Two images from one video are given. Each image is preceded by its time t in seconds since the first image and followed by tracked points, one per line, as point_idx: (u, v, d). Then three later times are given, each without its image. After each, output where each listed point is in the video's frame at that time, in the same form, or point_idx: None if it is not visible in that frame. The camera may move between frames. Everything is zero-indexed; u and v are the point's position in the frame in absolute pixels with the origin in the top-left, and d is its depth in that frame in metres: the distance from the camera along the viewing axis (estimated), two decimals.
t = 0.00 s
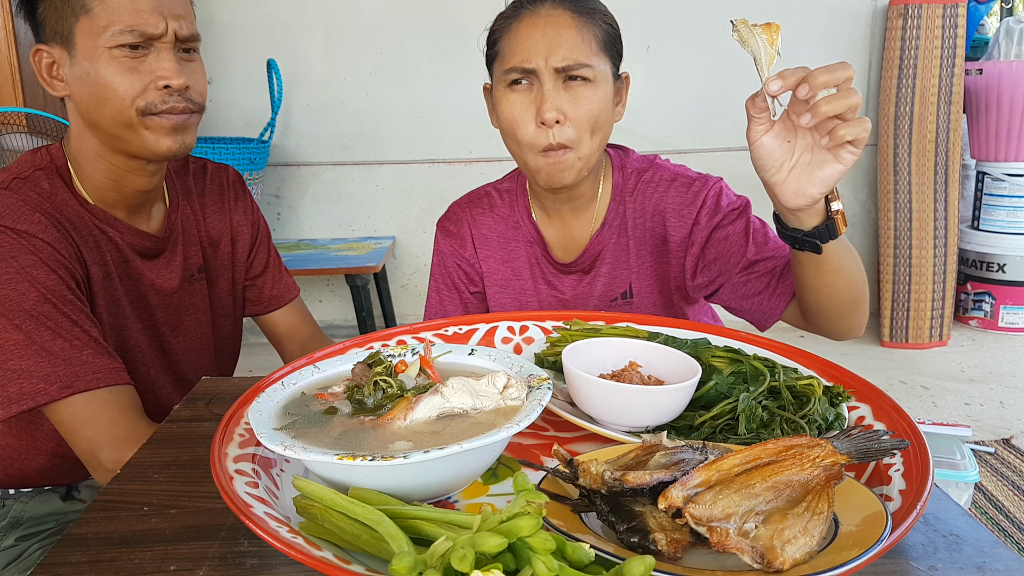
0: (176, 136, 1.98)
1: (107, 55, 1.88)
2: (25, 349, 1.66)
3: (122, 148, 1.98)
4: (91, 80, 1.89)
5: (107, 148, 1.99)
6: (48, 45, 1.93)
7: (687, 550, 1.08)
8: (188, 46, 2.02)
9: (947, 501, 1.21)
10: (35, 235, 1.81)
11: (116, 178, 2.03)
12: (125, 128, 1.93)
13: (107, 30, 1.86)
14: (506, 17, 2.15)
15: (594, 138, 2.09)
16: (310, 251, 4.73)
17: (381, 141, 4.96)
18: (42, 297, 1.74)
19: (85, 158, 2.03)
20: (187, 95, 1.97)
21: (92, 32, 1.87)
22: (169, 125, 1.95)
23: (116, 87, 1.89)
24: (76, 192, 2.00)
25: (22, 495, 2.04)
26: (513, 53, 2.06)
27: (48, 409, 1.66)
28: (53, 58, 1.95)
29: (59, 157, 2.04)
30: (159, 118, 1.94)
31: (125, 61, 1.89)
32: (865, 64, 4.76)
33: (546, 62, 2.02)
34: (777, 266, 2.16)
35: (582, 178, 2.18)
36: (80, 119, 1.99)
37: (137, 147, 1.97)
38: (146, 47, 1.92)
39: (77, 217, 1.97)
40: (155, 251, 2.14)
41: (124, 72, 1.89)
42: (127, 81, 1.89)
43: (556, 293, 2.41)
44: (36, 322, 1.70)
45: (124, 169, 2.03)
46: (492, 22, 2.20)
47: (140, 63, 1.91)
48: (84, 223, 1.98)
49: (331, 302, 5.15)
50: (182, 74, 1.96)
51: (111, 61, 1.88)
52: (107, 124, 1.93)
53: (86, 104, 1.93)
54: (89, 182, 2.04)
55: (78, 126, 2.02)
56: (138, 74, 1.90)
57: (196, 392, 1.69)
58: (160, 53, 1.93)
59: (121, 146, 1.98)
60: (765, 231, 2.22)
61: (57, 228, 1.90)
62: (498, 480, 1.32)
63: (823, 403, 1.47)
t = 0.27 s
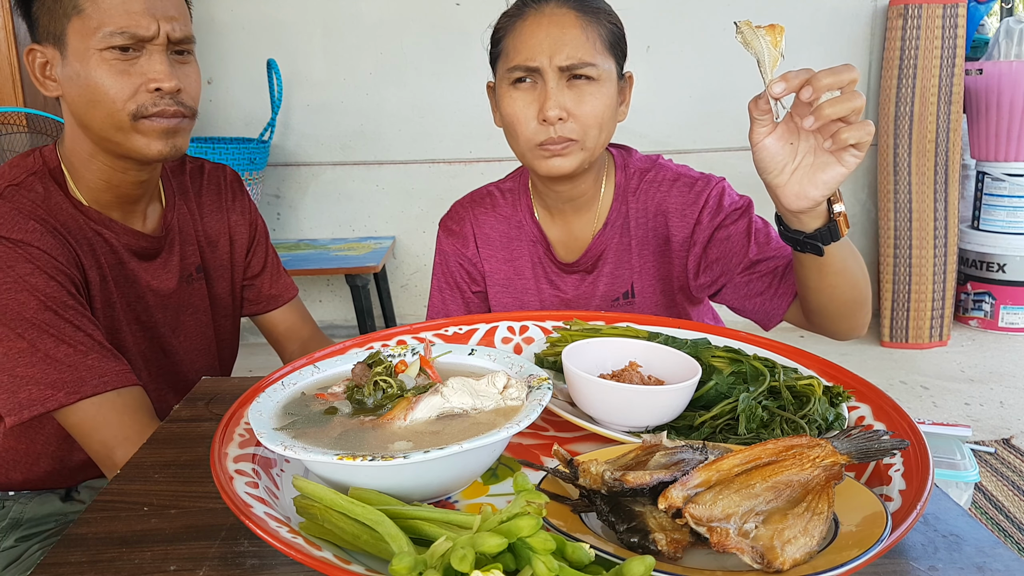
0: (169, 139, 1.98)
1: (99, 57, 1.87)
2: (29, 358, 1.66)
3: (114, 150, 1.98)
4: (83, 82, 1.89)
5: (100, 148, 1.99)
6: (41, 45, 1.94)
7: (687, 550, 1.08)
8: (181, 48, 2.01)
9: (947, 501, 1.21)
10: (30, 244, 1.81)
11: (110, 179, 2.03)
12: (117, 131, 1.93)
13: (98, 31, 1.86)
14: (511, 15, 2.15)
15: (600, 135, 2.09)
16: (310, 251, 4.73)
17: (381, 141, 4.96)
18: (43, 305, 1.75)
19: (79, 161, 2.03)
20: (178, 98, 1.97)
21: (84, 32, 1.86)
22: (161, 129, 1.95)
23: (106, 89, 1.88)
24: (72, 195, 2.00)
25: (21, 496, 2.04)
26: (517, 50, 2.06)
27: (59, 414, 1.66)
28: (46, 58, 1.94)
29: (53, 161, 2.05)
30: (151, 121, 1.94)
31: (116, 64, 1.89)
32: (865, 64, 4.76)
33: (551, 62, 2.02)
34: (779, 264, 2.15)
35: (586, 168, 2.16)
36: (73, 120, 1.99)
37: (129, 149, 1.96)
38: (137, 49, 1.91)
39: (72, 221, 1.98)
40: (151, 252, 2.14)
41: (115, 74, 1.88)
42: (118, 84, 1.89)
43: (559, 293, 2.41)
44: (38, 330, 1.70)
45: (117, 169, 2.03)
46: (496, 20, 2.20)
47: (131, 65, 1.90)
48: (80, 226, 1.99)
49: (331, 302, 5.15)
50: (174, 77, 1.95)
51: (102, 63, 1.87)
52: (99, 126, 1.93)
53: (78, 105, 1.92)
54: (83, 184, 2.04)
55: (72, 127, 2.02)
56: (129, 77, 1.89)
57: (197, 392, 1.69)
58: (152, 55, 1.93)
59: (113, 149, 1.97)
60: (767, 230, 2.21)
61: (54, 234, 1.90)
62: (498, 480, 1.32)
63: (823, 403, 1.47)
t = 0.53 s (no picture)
0: (160, 139, 1.98)
1: (89, 57, 1.87)
2: (22, 351, 1.66)
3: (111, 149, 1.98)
4: (74, 82, 1.88)
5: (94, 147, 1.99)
6: (34, 44, 1.94)
7: (687, 550, 1.08)
8: (173, 47, 2.00)
9: (947, 501, 1.21)
10: (27, 238, 1.81)
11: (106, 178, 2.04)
12: (109, 132, 1.94)
13: (88, 31, 1.85)
14: (515, 14, 2.15)
15: (601, 139, 2.09)
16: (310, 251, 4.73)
17: (381, 141, 4.96)
18: (38, 299, 1.74)
19: (75, 160, 2.03)
20: (170, 98, 1.96)
21: (74, 32, 1.86)
22: (154, 129, 1.95)
23: (98, 89, 1.88)
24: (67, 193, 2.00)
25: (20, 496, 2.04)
26: (523, 50, 2.06)
27: (48, 410, 1.65)
28: (38, 56, 1.95)
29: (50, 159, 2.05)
30: (144, 122, 1.94)
31: (107, 64, 1.88)
32: (865, 64, 4.76)
33: (557, 61, 2.02)
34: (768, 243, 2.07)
35: (587, 176, 2.17)
36: (67, 120, 1.99)
37: (125, 148, 1.97)
38: (128, 49, 1.90)
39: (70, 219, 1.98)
40: (147, 251, 2.14)
41: (104, 75, 1.88)
42: (109, 84, 1.88)
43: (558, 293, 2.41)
44: (33, 324, 1.70)
45: (111, 168, 2.02)
46: (500, 20, 2.20)
47: (122, 65, 1.90)
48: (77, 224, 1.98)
49: (331, 302, 5.15)
50: (165, 76, 1.94)
51: (94, 63, 1.87)
52: (91, 127, 1.94)
53: (70, 104, 1.92)
54: (80, 183, 2.05)
55: (66, 126, 2.03)
56: (119, 77, 1.89)
57: (197, 392, 1.69)
58: (143, 54, 1.92)
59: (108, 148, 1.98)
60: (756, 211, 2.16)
61: (50, 231, 1.90)
62: (498, 480, 1.32)
63: (823, 403, 1.47)
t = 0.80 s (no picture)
0: (162, 144, 1.99)
1: (95, 58, 1.87)
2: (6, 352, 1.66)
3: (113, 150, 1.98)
4: (78, 83, 1.89)
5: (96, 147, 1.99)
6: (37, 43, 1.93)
7: (687, 550, 1.08)
8: (177, 49, 2.01)
9: (947, 501, 1.21)
10: (25, 239, 1.82)
11: (108, 179, 2.04)
12: (113, 135, 1.94)
13: (94, 32, 1.86)
14: (522, 10, 2.15)
15: (612, 135, 2.09)
16: (310, 251, 4.73)
17: (381, 141, 4.96)
18: (26, 301, 1.74)
19: (77, 160, 2.04)
20: (173, 100, 1.97)
21: (79, 32, 1.86)
22: (157, 134, 1.96)
23: (103, 90, 1.89)
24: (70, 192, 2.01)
25: (20, 494, 2.04)
26: (533, 43, 2.06)
27: (27, 412, 1.66)
28: (41, 54, 1.95)
29: (52, 159, 2.05)
30: (148, 125, 1.95)
31: (112, 66, 1.89)
32: (865, 64, 4.76)
33: (570, 54, 2.02)
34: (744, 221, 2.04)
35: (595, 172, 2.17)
36: (71, 120, 1.99)
37: (129, 150, 1.97)
38: (133, 51, 1.91)
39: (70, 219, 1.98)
40: (147, 251, 2.14)
41: (109, 77, 1.88)
42: (114, 86, 1.89)
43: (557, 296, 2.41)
44: (19, 326, 1.70)
45: (112, 169, 2.03)
46: (506, 16, 2.20)
47: (127, 67, 1.90)
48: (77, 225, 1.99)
49: (331, 302, 5.15)
50: (169, 78, 1.95)
51: (99, 64, 1.88)
52: (95, 128, 1.94)
53: (73, 105, 1.93)
54: (81, 183, 2.05)
55: (69, 126, 2.03)
56: (124, 80, 1.90)
57: (197, 392, 1.69)
58: (147, 56, 1.93)
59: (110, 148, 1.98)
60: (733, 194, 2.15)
61: (47, 229, 1.90)
62: (497, 480, 1.32)
63: (823, 403, 1.47)
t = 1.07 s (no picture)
0: (176, 163, 2.04)
1: (130, 71, 1.89)
2: None
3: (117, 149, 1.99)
4: (109, 92, 1.90)
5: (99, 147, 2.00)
6: (67, 39, 1.92)
7: (687, 550, 1.08)
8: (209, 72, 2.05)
9: (947, 501, 1.21)
10: (18, 240, 1.82)
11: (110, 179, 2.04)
12: (130, 147, 1.96)
13: (136, 48, 1.88)
14: (513, 17, 2.14)
15: (605, 142, 2.10)
16: (310, 251, 4.73)
17: (382, 141, 4.96)
18: (2, 309, 1.73)
19: (77, 160, 2.04)
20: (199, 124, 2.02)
21: (122, 47, 1.88)
22: (175, 154, 2.01)
23: (134, 104, 1.91)
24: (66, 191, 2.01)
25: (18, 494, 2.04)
26: (521, 53, 2.04)
27: None
28: (70, 52, 1.93)
29: (49, 157, 2.04)
30: (172, 145, 1.99)
31: (146, 81, 1.91)
32: (865, 64, 4.76)
33: (558, 65, 2.00)
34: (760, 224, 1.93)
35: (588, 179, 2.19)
36: (82, 119, 2.00)
37: (136, 151, 1.98)
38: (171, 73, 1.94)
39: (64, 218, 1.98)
40: (142, 252, 2.14)
41: (145, 94, 1.91)
42: (146, 103, 1.92)
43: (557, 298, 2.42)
44: None
45: (117, 172, 2.04)
46: (496, 21, 2.18)
47: (161, 88, 1.93)
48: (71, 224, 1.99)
49: (331, 302, 5.15)
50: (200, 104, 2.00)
51: (133, 77, 1.89)
52: (114, 135, 1.95)
53: (98, 111, 1.93)
54: (78, 183, 2.06)
55: (77, 124, 2.03)
56: (157, 100, 1.93)
57: (196, 392, 1.69)
58: (183, 80, 1.96)
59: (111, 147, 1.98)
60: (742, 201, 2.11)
61: (39, 231, 1.90)
62: (498, 480, 1.32)
63: (823, 403, 1.47)
